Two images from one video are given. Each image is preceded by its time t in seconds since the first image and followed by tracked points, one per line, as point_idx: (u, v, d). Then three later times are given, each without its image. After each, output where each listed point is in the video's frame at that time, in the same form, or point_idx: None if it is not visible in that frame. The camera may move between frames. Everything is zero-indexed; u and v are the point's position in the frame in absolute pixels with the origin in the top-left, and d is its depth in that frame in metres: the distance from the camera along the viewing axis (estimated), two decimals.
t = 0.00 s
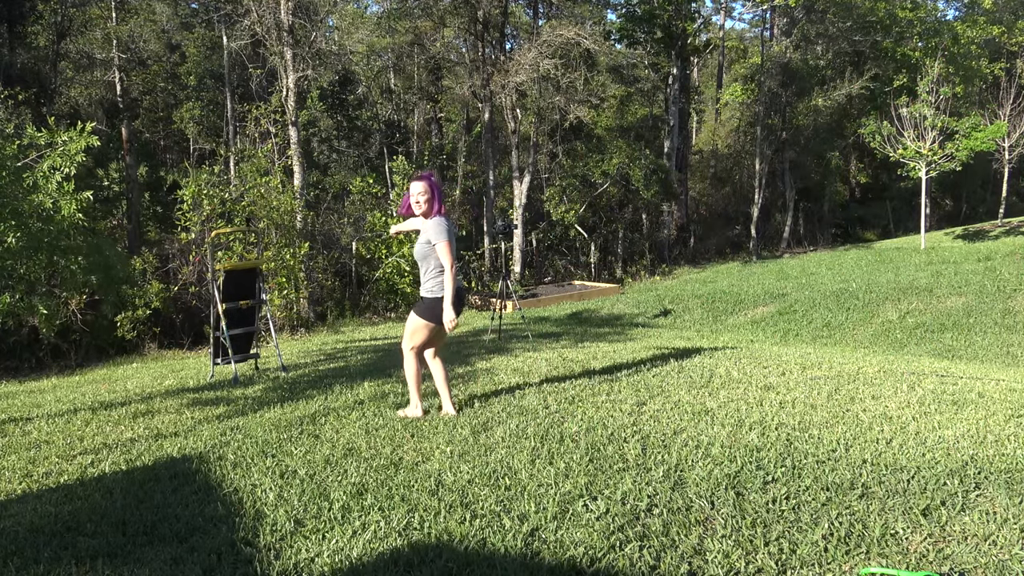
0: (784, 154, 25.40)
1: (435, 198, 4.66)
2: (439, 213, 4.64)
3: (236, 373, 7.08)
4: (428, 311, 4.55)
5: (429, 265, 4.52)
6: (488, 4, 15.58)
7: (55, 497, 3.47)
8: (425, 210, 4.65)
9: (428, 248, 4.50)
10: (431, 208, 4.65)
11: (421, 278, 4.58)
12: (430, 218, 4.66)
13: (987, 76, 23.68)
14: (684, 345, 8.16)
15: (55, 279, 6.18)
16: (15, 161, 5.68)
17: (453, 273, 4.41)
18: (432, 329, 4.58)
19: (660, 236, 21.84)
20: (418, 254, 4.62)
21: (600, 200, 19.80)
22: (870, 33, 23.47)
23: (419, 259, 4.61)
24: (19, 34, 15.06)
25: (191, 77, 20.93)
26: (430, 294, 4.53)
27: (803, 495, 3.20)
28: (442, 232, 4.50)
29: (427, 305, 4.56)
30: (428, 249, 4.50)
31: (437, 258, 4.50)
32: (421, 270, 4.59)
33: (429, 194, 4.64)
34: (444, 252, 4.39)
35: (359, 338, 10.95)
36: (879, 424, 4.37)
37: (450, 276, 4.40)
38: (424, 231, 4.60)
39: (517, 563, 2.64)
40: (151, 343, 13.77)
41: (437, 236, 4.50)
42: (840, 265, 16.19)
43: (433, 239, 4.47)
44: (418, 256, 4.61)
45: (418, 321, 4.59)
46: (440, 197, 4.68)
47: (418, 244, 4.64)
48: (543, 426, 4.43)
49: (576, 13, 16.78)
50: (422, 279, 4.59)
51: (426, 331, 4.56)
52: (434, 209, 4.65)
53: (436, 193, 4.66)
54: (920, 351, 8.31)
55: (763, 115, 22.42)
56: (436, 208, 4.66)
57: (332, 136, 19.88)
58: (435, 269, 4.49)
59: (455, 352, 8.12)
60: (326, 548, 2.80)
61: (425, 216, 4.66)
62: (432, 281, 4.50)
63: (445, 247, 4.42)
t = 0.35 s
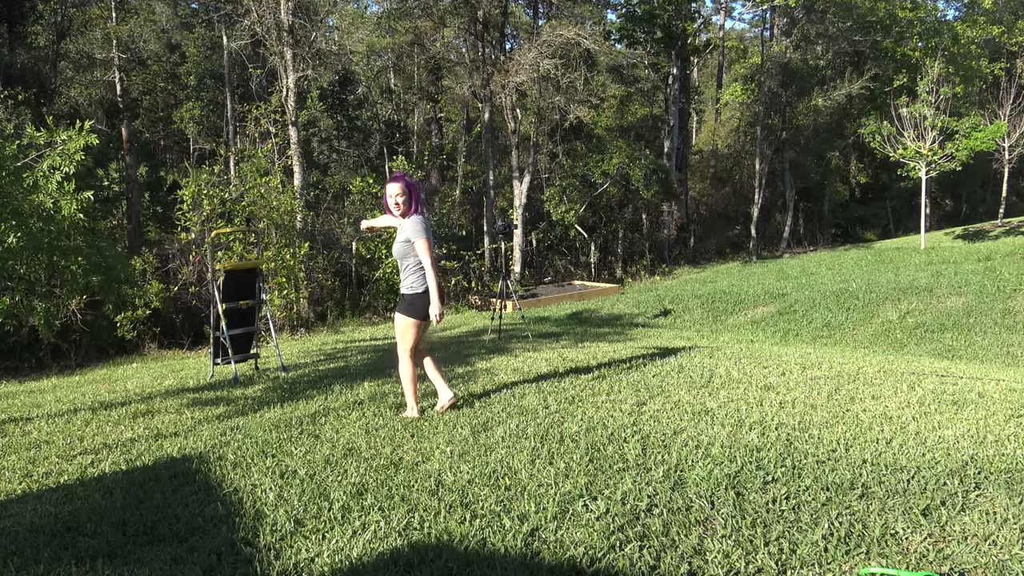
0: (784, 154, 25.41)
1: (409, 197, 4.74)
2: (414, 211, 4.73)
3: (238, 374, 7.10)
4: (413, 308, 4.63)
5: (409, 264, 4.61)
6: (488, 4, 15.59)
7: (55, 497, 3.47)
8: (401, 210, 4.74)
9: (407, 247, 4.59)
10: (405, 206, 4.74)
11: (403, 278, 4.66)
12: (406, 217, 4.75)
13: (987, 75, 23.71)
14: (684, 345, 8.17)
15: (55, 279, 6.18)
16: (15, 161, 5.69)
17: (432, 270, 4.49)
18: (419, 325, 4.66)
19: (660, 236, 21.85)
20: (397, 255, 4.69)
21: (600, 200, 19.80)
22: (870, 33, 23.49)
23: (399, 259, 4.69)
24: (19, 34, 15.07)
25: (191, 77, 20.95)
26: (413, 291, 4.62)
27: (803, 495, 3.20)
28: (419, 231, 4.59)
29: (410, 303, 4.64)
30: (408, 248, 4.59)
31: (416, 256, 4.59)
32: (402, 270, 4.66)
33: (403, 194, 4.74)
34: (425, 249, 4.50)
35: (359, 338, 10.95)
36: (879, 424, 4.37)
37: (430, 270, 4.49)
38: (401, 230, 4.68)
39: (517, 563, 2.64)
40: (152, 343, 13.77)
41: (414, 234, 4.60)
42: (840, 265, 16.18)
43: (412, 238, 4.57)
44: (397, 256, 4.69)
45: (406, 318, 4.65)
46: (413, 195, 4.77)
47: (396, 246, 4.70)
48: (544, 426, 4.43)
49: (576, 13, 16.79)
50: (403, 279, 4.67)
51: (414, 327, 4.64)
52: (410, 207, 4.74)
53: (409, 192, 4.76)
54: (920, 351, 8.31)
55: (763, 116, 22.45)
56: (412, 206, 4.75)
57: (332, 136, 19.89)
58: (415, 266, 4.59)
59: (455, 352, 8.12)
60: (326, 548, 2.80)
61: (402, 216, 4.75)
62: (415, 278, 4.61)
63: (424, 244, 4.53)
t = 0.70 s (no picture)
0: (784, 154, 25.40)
1: (401, 195, 4.73)
2: (407, 208, 4.72)
3: (237, 373, 7.09)
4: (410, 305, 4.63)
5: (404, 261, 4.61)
6: (488, 4, 15.60)
7: (55, 497, 3.47)
8: (395, 208, 4.74)
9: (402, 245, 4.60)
10: (399, 203, 4.73)
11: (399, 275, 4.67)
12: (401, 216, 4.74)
13: (987, 75, 23.71)
14: (684, 345, 8.16)
15: (55, 279, 6.18)
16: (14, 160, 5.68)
17: (422, 268, 4.48)
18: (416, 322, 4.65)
19: (660, 236, 21.84)
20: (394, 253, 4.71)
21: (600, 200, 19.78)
22: (870, 33, 23.48)
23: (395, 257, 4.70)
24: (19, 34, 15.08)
25: (191, 77, 20.95)
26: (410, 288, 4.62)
27: (802, 495, 3.20)
28: (412, 228, 4.58)
29: (404, 300, 4.67)
30: (402, 246, 4.59)
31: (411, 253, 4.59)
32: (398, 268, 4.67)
33: (396, 192, 4.74)
34: (417, 246, 4.49)
35: (359, 338, 10.95)
36: (879, 424, 4.37)
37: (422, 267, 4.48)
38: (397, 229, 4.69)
39: (517, 563, 2.64)
40: (152, 343, 13.77)
41: (407, 231, 4.59)
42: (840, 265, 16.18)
43: (405, 236, 4.57)
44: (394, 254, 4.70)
45: (403, 315, 4.66)
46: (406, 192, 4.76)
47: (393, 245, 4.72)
48: (544, 426, 4.43)
49: (576, 13, 16.79)
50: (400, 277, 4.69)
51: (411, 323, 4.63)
52: (403, 205, 4.73)
53: (403, 189, 4.74)
54: (920, 351, 8.31)
55: (763, 115, 22.44)
56: (405, 203, 4.74)
57: (332, 136, 19.89)
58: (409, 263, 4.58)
59: (456, 352, 8.12)
60: (326, 548, 2.80)
61: (397, 215, 4.74)
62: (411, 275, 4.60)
63: (417, 241, 4.52)
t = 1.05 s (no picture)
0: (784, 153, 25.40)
1: (411, 196, 4.77)
2: (415, 209, 4.76)
3: (235, 373, 7.07)
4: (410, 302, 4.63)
5: (410, 259, 4.62)
6: (488, 4, 15.59)
7: (55, 497, 3.47)
8: (403, 208, 4.77)
9: (409, 243, 4.62)
10: (407, 204, 4.76)
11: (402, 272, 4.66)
12: (408, 216, 4.77)
13: (987, 75, 23.72)
14: (683, 345, 8.16)
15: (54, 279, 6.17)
16: (12, 160, 5.66)
17: (432, 268, 4.51)
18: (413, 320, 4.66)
19: (660, 236, 21.84)
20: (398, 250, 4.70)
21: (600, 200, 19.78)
22: (870, 33, 23.47)
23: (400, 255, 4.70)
24: (19, 34, 15.08)
25: (191, 77, 20.96)
26: (412, 286, 4.63)
27: (803, 495, 3.20)
28: (422, 230, 4.62)
29: (405, 296, 4.66)
30: (410, 244, 4.62)
31: (418, 252, 4.62)
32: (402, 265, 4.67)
33: (405, 193, 4.78)
34: (428, 246, 4.53)
35: (359, 338, 10.95)
36: (879, 424, 4.37)
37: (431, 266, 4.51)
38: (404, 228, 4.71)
39: (517, 563, 2.64)
40: (152, 343, 13.77)
41: (416, 232, 4.63)
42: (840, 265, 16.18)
43: (414, 235, 4.60)
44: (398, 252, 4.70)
45: (401, 310, 4.64)
46: (416, 194, 4.80)
47: (397, 242, 4.72)
48: (543, 426, 4.43)
49: (576, 13, 16.79)
50: (402, 274, 4.68)
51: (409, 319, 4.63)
52: (412, 206, 4.77)
53: (412, 191, 4.78)
54: (920, 351, 8.31)
55: (763, 115, 22.43)
56: (414, 204, 4.77)
57: (332, 136, 19.89)
58: (416, 262, 4.60)
59: (456, 352, 8.12)
60: (326, 548, 2.80)
61: (404, 216, 4.78)
62: (415, 273, 4.62)
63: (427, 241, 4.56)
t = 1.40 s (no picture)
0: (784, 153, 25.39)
1: (395, 198, 4.74)
2: (398, 209, 4.74)
3: (236, 373, 7.07)
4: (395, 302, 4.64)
5: (396, 259, 4.63)
6: (488, 4, 15.59)
7: (55, 497, 3.47)
8: (388, 209, 4.75)
9: (394, 244, 4.61)
10: (391, 204, 4.74)
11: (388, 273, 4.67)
12: (392, 216, 4.75)
13: (987, 75, 23.74)
14: (684, 345, 8.15)
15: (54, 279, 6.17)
16: (10, 160, 5.65)
17: (419, 267, 4.56)
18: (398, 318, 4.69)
19: (660, 236, 21.84)
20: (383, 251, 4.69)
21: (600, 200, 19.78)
22: (870, 33, 23.46)
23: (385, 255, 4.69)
24: (18, 34, 15.08)
25: (191, 77, 20.96)
26: (398, 286, 4.65)
27: (803, 495, 3.20)
28: (406, 230, 4.61)
29: (390, 295, 4.67)
30: (395, 245, 4.62)
31: (403, 252, 4.62)
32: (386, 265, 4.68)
33: (389, 194, 4.76)
34: (411, 246, 4.54)
35: (359, 338, 10.94)
36: (879, 424, 4.37)
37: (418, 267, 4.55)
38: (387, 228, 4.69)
39: (517, 563, 2.64)
40: (152, 343, 13.76)
41: (400, 232, 4.62)
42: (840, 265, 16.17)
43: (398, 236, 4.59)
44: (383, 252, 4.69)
45: (385, 309, 4.65)
46: (400, 194, 4.77)
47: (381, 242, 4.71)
48: (543, 425, 4.43)
49: (575, 13, 16.78)
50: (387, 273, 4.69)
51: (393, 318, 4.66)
52: (396, 206, 4.74)
53: (396, 191, 4.76)
54: (920, 351, 8.31)
55: (763, 115, 22.42)
56: (398, 204, 4.75)
57: (332, 136, 19.89)
58: (402, 262, 4.61)
59: (455, 352, 8.12)
60: (326, 548, 2.80)
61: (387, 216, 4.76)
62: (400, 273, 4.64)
63: (411, 242, 4.56)
